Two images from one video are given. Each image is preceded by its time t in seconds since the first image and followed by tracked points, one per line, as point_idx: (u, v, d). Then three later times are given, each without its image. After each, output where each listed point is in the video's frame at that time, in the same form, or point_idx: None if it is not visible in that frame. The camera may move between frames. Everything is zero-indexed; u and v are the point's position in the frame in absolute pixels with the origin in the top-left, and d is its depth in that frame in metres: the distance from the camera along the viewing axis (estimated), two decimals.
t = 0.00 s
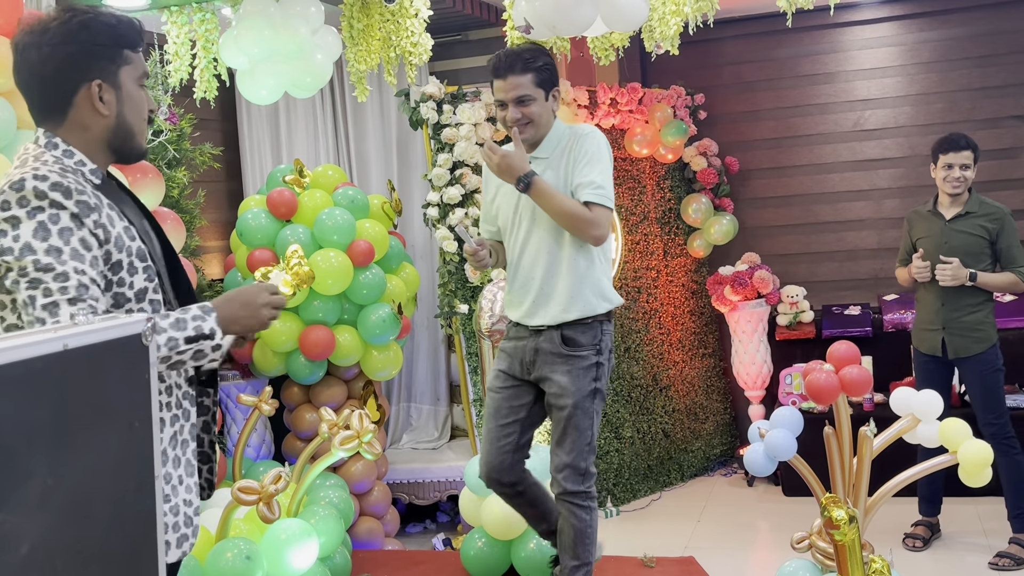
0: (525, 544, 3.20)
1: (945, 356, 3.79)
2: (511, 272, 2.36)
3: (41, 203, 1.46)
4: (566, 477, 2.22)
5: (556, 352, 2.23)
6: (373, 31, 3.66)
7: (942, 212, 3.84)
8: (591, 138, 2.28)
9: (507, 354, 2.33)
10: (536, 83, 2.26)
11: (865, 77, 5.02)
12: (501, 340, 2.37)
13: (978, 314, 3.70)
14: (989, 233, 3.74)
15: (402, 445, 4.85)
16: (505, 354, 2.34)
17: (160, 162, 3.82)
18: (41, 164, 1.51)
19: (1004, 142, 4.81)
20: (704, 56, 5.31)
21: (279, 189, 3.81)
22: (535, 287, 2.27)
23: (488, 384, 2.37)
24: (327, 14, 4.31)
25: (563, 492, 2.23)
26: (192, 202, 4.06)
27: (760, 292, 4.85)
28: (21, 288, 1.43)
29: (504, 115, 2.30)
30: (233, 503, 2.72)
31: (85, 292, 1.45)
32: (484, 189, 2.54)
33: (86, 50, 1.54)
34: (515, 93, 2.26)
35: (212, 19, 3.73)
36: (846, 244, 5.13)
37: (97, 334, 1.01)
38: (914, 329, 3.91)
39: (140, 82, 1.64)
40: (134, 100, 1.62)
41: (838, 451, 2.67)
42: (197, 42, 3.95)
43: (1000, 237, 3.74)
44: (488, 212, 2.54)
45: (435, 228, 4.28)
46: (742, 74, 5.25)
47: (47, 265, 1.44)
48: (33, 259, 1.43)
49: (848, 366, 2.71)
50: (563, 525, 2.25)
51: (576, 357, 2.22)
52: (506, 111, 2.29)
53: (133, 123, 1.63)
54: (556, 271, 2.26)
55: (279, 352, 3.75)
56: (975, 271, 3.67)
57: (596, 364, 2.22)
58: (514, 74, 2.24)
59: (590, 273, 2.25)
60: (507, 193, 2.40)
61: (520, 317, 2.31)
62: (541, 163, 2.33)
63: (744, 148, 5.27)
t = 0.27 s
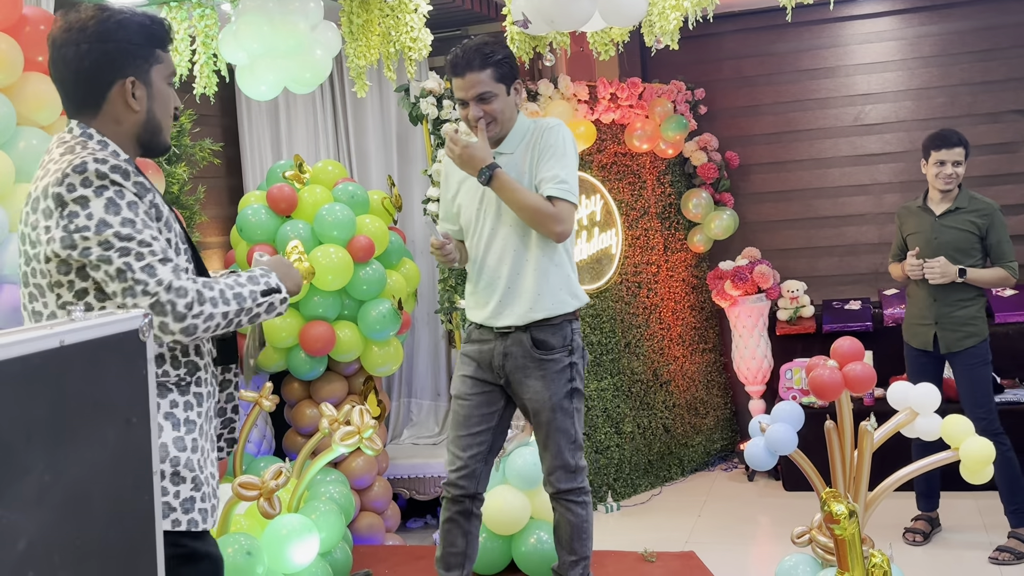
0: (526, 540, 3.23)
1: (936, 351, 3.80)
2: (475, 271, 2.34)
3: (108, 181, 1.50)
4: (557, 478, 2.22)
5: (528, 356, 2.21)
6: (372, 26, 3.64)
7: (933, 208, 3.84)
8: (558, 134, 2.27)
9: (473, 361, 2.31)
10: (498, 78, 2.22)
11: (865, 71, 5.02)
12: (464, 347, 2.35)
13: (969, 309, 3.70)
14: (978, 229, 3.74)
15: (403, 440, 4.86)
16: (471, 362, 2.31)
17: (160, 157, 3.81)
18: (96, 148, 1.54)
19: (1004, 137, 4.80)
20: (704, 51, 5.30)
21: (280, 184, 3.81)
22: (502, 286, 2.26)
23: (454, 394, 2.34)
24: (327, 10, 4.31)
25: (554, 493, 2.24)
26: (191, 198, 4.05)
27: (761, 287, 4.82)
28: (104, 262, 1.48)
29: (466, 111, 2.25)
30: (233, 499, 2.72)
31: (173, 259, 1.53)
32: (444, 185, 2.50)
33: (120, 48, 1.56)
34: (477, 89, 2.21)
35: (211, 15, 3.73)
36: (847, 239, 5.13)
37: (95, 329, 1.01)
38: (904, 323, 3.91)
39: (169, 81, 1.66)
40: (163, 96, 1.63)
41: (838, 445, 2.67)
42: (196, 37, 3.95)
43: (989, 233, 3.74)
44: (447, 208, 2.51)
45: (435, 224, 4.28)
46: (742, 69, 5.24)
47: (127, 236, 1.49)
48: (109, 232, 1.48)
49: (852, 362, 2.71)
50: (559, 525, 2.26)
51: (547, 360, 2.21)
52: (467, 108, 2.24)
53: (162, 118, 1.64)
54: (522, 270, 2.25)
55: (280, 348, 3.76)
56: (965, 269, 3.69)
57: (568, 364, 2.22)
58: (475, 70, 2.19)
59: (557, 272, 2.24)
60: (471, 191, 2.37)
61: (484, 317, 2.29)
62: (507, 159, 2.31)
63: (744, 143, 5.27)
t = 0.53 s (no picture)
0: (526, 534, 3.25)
1: (942, 345, 3.79)
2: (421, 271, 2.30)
3: (179, 165, 1.47)
4: (518, 480, 2.23)
5: (480, 355, 2.21)
6: (371, 20, 3.63)
7: (937, 201, 3.84)
8: (509, 130, 2.27)
9: (419, 367, 2.29)
10: (443, 71, 2.20)
11: (865, 65, 5.00)
12: (408, 354, 2.32)
13: (975, 303, 3.69)
14: (984, 222, 3.73)
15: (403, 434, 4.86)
16: (418, 368, 2.29)
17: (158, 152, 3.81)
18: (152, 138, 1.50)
19: (1004, 130, 4.80)
20: (703, 44, 5.29)
21: (279, 179, 3.81)
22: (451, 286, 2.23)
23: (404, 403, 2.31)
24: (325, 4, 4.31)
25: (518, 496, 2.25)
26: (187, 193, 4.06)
27: (760, 281, 4.82)
28: (196, 242, 1.46)
29: (408, 105, 2.23)
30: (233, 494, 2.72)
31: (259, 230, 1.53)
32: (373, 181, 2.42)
33: (156, 43, 1.51)
34: (420, 82, 2.18)
35: (210, 9, 3.73)
36: (847, 232, 5.12)
37: (93, 323, 1.00)
38: (909, 318, 3.90)
39: (206, 81, 1.61)
40: (199, 96, 1.58)
41: (838, 439, 2.67)
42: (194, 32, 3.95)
43: (994, 226, 3.73)
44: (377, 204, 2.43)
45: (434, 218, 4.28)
46: (742, 62, 5.23)
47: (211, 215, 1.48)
48: (191, 212, 1.45)
49: (851, 356, 2.71)
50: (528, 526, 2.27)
51: (498, 358, 2.20)
52: (410, 102, 2.22)
53: (195, 117, 1.58)
54: (473, 269, 2.23)
55: (280, 343, 3.74)
56: (968, 262, 3.68)
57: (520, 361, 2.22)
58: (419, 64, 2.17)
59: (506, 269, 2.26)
60: (413, 187, 2.32)
61: (431, 318, 2.25)
62: (454, 155, 2.28)
63: (744, 136, 5.26)
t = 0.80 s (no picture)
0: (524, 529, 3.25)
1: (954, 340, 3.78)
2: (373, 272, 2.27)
3: (248, 151, 1.47)
4: (477, 481, 2.22)
5: (442, 350, 2.20)
6: (369, 14, 3.60)
7: (947, 194, 3.83)
8: (468, 125, 2.27)
9: (383, 369, 2.27)
10: (411, 70, 2.16)
11: (864, 58, 4.99)
12: (369, 357, 2.29)
13: (986, 296, 3.69)
14: (994, 214, 3.72)
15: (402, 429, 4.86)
16: (382, 371, 2.27)
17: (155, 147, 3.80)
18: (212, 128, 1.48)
19: (1004, 123, 4.79)
20: (702, 38, 5.28)
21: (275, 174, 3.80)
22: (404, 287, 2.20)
23: (373, 407, 2.29)
24: None
25: (476, 501, 2.22)
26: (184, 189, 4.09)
27: (760, 275, 4.82)
28: (276, 228, 1.46)
29: (374, 104, 2.17)
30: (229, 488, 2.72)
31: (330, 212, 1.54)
32: (320, 181, 2.39)
33: (202, 28, 1.48)
34: (389, 82, 2.13)
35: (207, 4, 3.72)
36: (846, 226, 5.11)
37: (86, 318, 1.00)
38: (924, 314, 3.90)
39: (251, 67, 1.57)
40: (244, 83, 1.55)
41: (836, 433, 2.67)
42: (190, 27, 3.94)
43: (1005, 218, 3.72)
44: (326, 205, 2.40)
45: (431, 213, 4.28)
46: (741, 56, 5.21)
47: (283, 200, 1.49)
48: (267, 197, 1.46)
49: (848, 349, 2.71)
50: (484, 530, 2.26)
51: (461, 349, 2.20)
52: (376, 101, 2.16)
53: (240, 104, 1.55)
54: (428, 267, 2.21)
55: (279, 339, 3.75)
56: (979, 254, 3.69)
57: (482, 352, 2.22)
58: (389, 62, 2.11)
59: (467, 267, 2.24)
60: (368, 186, 2.30)
61: (388, 319, 2.23)
62: (411, 152, 2.26)
63: (743, 130, 5.25)
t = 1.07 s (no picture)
0: (523, 522, 3.30)
1: (954, 333, 3.78)
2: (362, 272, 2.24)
3: (295, 146, 1.48)
4: (464, 479, 2.25)
5: (436, 348, 2.22)
6: (366, 8, 3.59)
7: (949, 186, 3.83)
8: (452, 120, 2.30)
9: (373, 370, 2.25)
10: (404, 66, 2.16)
11: (863, 51, 4.98)
12: (357, 358, 2.27)
13: (986, 290, 3.69)
14: (995, 207, 3.72)
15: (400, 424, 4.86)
16: (372, 371, 2.25)
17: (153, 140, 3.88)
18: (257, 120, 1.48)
19: (1003, 116, 4.78)
20: (700, 31, 5.26)
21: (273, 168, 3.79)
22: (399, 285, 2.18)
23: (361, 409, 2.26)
24: None
25: (458, 500, 2.25)
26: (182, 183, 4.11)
27: (758, 268, 4.82)
28: (326, 224, 1.46)
29: (367, 100, 2.14)
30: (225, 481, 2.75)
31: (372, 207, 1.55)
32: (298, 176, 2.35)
33: (240, 18, 1.46)
34: (385, 78, 2.12)
35: None
36: (844, 219, 5.11)
37: (83, 312, 0.99)
38: (926, 306, 3.90)
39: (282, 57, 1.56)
40: (276, 74, 1.54)
41: (835, 425, 2.67)
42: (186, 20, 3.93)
43: (1006, 211, 3.71)
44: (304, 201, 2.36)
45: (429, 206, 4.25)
46: (739, 49, 5.20)
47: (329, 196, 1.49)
48: (317, 193, 1.46)
49: (847, 343, 2.70)
50: (454, 537, 2.26)
51: (456, 349, 2.23)
52: (370, 97, 2.14)
53: (272, 95, 1.55)
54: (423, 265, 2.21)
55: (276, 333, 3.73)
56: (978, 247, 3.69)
57: (476, 351, 2.27)
58: (385, 59, 2.10)
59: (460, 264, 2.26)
60: (355, 182, 2.29)
61: (380, 320, 2.20)
62: (399, 147, 2.27)
63: (741, 124, 5.24)
